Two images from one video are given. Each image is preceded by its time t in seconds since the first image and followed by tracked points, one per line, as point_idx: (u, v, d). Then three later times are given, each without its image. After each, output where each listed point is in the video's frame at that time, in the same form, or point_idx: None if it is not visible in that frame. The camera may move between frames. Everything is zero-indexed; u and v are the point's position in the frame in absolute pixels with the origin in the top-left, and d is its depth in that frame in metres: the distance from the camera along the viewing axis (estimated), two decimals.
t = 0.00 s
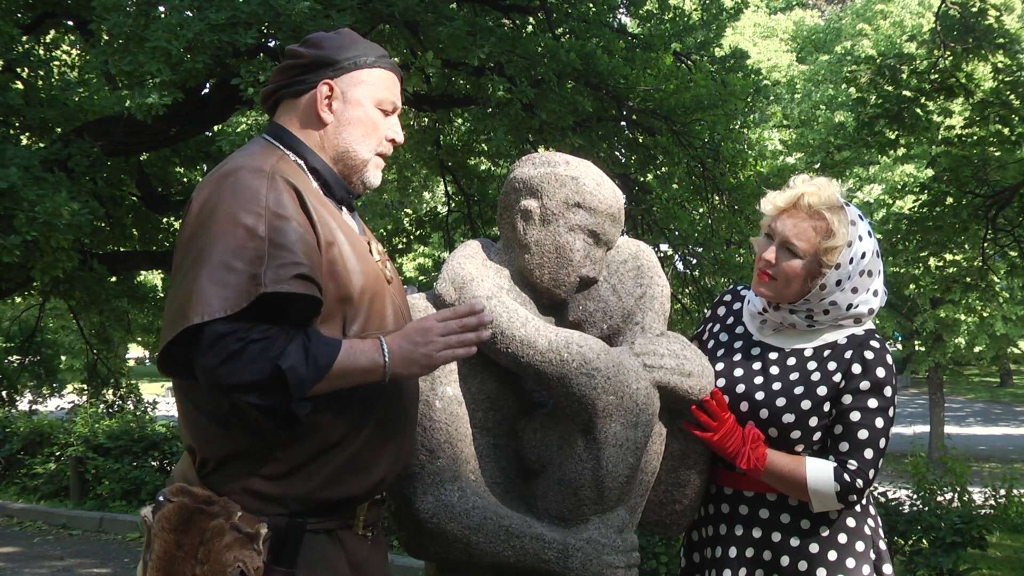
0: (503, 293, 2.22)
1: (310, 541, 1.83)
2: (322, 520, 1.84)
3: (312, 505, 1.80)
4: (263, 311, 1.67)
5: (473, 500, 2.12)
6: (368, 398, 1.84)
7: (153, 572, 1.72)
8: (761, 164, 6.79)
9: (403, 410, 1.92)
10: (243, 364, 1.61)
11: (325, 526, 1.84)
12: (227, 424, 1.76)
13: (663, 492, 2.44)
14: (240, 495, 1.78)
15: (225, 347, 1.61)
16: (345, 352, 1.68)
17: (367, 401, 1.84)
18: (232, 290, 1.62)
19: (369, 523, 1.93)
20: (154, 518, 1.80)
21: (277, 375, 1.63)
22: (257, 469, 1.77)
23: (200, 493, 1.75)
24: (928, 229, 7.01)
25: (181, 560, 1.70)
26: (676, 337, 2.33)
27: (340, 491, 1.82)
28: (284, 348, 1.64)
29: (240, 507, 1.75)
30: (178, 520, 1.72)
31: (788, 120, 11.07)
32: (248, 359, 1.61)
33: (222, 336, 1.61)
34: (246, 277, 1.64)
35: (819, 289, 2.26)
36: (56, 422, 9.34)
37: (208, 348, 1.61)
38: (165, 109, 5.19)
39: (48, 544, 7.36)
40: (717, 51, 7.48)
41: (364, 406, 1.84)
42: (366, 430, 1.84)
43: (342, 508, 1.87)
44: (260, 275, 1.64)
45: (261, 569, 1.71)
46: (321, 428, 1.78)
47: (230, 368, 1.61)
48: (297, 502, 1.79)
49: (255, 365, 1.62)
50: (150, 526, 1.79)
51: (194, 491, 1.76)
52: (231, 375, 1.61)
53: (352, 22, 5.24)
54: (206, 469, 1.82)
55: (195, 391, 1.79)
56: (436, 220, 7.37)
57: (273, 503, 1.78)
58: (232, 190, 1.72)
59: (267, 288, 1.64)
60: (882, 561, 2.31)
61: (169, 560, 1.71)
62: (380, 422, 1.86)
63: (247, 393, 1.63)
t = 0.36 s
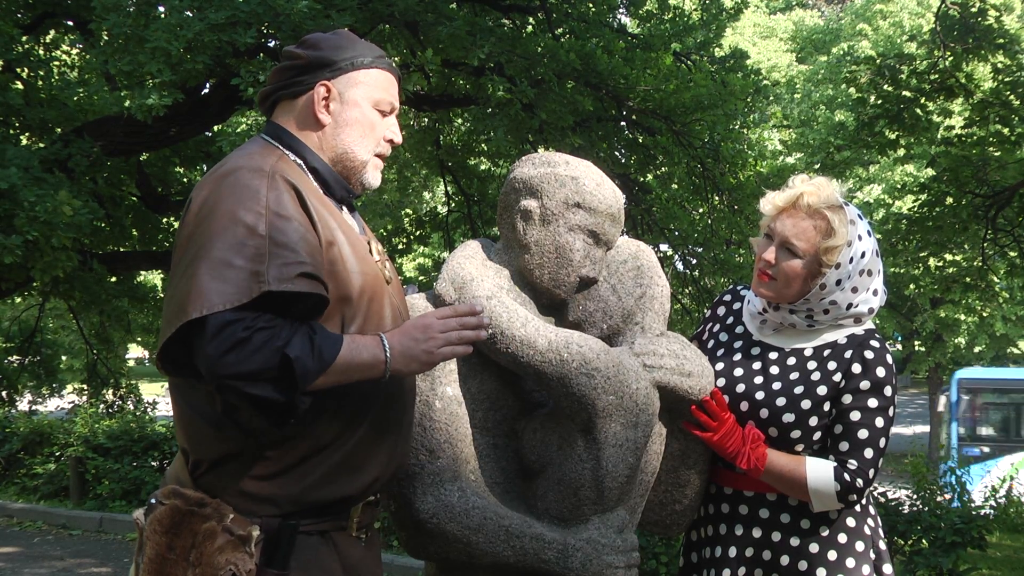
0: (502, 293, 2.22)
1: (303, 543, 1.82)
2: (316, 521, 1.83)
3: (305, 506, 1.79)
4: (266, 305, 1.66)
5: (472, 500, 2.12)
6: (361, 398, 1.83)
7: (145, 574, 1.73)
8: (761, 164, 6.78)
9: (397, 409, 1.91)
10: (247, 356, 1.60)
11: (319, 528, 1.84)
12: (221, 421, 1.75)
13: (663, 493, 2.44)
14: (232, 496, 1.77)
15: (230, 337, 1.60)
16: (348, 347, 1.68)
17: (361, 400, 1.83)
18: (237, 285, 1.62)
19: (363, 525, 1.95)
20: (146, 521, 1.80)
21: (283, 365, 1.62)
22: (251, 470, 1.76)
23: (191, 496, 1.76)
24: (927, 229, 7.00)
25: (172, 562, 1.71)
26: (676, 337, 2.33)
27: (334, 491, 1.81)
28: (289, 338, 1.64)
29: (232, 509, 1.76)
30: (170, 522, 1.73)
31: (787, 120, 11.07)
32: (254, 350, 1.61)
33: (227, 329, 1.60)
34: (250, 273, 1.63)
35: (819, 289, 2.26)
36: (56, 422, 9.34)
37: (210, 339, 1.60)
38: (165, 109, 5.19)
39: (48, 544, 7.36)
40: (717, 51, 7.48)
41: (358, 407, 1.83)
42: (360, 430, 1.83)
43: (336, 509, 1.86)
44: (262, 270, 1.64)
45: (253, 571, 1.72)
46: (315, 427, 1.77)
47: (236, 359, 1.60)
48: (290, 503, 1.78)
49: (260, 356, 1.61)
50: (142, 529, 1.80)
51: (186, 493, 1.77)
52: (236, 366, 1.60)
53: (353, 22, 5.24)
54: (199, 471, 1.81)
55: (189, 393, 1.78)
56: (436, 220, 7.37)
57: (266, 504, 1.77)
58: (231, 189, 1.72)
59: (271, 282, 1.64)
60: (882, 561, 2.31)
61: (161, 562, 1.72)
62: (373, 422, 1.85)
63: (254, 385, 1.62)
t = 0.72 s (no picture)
0: (503, 292, 2.22)
1: (302, 543, 1.81)
2: (316, 521, 1.83)
3: (305, 507, 1.79)
4: (260, 314, 1.67)
5: (472, 500, 2.12)
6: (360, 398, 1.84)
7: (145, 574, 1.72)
8: (761, 165, 6.78)
9: (397, 412, 1.92)
10: (238, 367, 1.61)
11: (318, 528, 1.83)
12: (221, 423, 1.75)
13: (663, 493, 2.44)
14: (231, 496, 1.77)
15: (224, 352, 1.61)
16: (341, 350, 1.69)
17: (361, 402, 1.84)
18: (230, 293, 1.62)
19: (363, 525, 1.94)
20: (146, 521, 1.80)
21: (274, 376, 1.62)
22: (250, 472, 1.76)
23: (191, 496, 1.75)
24: (927, 229, 6.98)
25: (172, 562, 1.70)
26: (676, 337, 2.33)
27: (333, 493, 1.81)
28: (281, 351, 1.63)
29: (231, 509, 1.76)
30: (170, 523, 1.73)
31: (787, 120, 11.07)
32: (245, 362, 1.62)
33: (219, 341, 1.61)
34: (244, 280, 1.64)
35: (822, 286, 2.26)
36: (56, 422, 9.34)
37: (206, 351, 1.62)
38: (165, 109, 5.20)
39: (48, 545, 7.36)
40: (717, 51, 7.48)
41: (358, 407, 1.84)
42: (360, 432, 1.84)
43: (335, 509, 1.86)
44: (257, 277, 1.64)
45: (253, 571, 1.71)
46: (315, 429, 1.77)
47: (228, 371, 1.61)
48: (290, 505, 1.77)
49: (252, 367, 1.62)
50: (142, 529, 1.79)
51: (186, 493, 1.76)
52: (228, 379, 1.61)
53: (352, 22, 5.24)
54: (198, 471, 1.81)
55: (189, 394, 1.78)
56: (436, 220, 7.38)
57: (265, 506, 1.76)
58: (231, 192, 1.72)
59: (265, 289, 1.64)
60: (882, 560, 2.31)
61: (161, 562, 1.71)
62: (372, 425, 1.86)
63: (243, 395, 1.63)
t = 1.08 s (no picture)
0: (503, 292, 2.22)
1: (301, 543, 1.81)
2: (315, 522, 1.83)
3: (304, 507, 1.79)
4: (264, 309, 1.66)
5: (473, 500, 2.12)
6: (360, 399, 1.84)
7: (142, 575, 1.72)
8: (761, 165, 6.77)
9: (395, 413, 1.92)
10: (242, 359, 1.60)
11: (317, 528, 1.83)
12: (220, 423, 1.75)
13: (663, 493, 2.43)
14: (231, 498, 1.77)
15: (226, 341, 1.60)
16: (341, 333, 1.68)
17: (360, 403, 1.84)
18: (229, 291, 1.62)
19: (363, 525, 1.94)
20: (145, 522, 1.80)
21: (278, 364, 1.62)
22: (250, 473, 1.76)
23: (190, 496, 1.76)
24: (927, 229, 6.97)
25: (170, 563, 1.70)
26: (676, 337, 2.33)
27: (332, 495, 1.81)
28: (284, 338, 1.63)
29: (230, 510, 1.76)
30: (168, 523, 1.73)
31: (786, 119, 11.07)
32: (249, 352, 1.61)
33: (219, 336, 1.61)
34: (243, 279, 1.64)
35: (823, 285, 2.26)
36: (56, 422, 9.34)
37: (208, 343, 1.61)
38: (165, 109, 5.20)
39: (48, 545, 7.36)
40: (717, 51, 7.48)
41: (359, 408, 1.84)
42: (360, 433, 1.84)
43: (335, 509, 1.86)
44: (257, 274, 1.64)
45: (251, 571, 1.71)
46: (315, 430, 1.78)
47: (232, 361, 1.60)
48: (288, 506, 1.78)
49: (255, 358, 1.61)
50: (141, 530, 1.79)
51: (185, 494, 1.76)
52: (231, 372, 1.60)
53: (352, 22, 5.24)
54: (197, 471, 1.81)
55: (189, 394, 1.78)
56: (436, 220, 7.38)
57: (265, 506, 1.77)
58: (229, 193, 1.72)
59: (266, 285, 1.64)
60: (882, 559, 2.32)
61: (159, 563, 1.71)
62: (371, 427, 1.86)
63: (256, 384, 1.62)
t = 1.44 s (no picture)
0: (503, 293, 2.22)
1: (300, 544, 1.81)
2: (313, 523, 1.83)
3: (302, 508, 1.79)
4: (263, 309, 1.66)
5: (472, 500, 2.12)
6: (360, 402, 1.84)
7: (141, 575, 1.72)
8: (761, 164, 6.76)
9: (396, 416, 1.92)
10: (237, 357, 1.60)
11: (315, 529, 1.83)
12: (219, 424, 1.75)
13: (663, 493, 2.43)
14: (229, 498, 1.77)
15: (222, 338, 1.60)
16: (341, 345, 1.67)
17: (360, 405, 1.84)
18: (228, 288, 1.62)
19: (363, 525, 1.94)
20: (144, 522, 1.80)
21: (273, 365, 1.61)
22: (250, 474, 1.76)
23: (189, 496, 1.76)
24: (927, 229, 6.97)
25: (168, 563, 1.70)
26: (676, 337, 2.33)
27: (332, 496, 1.81)
28: (280, 338, 1.62)
29: (229, 510, 1.76)
30: (167, 523, 1.72)
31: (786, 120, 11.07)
32: (245, 349, 1.60)
33: (215, 333, 1.60)
34: (241, 277, 1.63)
35: (824, 285, 2.26)
36: (57, 422, 9.34)
37: (205, 339, 1.60)
38: (165, 110, 5.20)
39: (48, 545, 7.36)
40: (717, 51, 7.48)
41: (358, 410, 1.83)
42: (360, 435, 1.84)
43: (334, 510, 1.86)
44: (256, 273, 1.64)
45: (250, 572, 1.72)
46: (315, 431, 1.77)
47: (227, 358, 1.59)
48: (289, 506, 1.78)
49: (250, 357, 1.60)
50: (140, 530, 1.79)
51: (184, 494, 1.76)
52: (227, 367, 1.59)
53: (352, 22, 5.24)
54: (195, 471, 1.81)
55: (188, 394, 1.78)
56: (436, 220, 7.37)
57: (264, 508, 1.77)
58: (228, 192, 1.72)
59: (264, 285, 1.63)
60: (882, 560, 2.31)
61: (158, 563, 1.71)
62: (371, 429, 1.86)
63: (247, 383, 1.61)
